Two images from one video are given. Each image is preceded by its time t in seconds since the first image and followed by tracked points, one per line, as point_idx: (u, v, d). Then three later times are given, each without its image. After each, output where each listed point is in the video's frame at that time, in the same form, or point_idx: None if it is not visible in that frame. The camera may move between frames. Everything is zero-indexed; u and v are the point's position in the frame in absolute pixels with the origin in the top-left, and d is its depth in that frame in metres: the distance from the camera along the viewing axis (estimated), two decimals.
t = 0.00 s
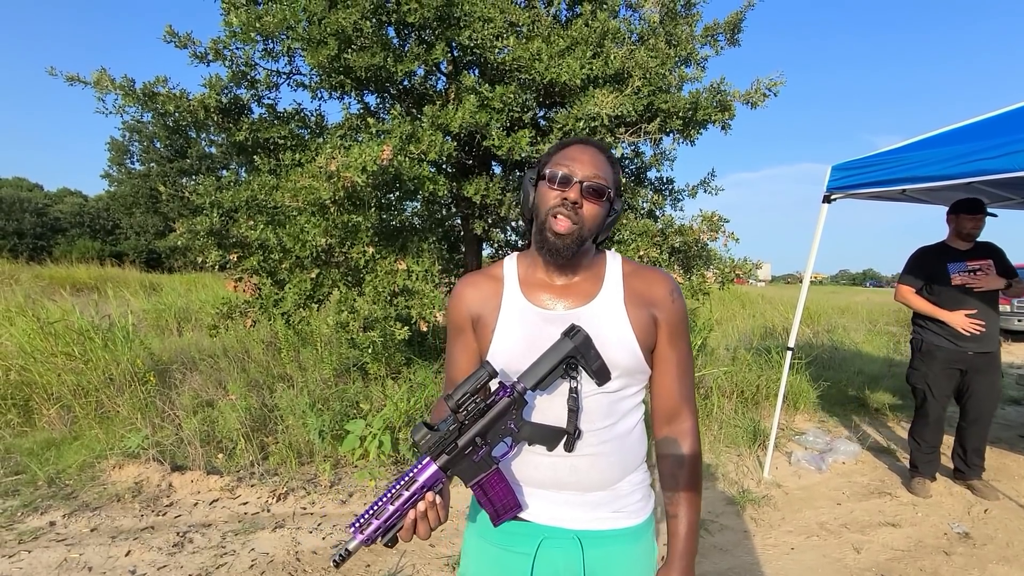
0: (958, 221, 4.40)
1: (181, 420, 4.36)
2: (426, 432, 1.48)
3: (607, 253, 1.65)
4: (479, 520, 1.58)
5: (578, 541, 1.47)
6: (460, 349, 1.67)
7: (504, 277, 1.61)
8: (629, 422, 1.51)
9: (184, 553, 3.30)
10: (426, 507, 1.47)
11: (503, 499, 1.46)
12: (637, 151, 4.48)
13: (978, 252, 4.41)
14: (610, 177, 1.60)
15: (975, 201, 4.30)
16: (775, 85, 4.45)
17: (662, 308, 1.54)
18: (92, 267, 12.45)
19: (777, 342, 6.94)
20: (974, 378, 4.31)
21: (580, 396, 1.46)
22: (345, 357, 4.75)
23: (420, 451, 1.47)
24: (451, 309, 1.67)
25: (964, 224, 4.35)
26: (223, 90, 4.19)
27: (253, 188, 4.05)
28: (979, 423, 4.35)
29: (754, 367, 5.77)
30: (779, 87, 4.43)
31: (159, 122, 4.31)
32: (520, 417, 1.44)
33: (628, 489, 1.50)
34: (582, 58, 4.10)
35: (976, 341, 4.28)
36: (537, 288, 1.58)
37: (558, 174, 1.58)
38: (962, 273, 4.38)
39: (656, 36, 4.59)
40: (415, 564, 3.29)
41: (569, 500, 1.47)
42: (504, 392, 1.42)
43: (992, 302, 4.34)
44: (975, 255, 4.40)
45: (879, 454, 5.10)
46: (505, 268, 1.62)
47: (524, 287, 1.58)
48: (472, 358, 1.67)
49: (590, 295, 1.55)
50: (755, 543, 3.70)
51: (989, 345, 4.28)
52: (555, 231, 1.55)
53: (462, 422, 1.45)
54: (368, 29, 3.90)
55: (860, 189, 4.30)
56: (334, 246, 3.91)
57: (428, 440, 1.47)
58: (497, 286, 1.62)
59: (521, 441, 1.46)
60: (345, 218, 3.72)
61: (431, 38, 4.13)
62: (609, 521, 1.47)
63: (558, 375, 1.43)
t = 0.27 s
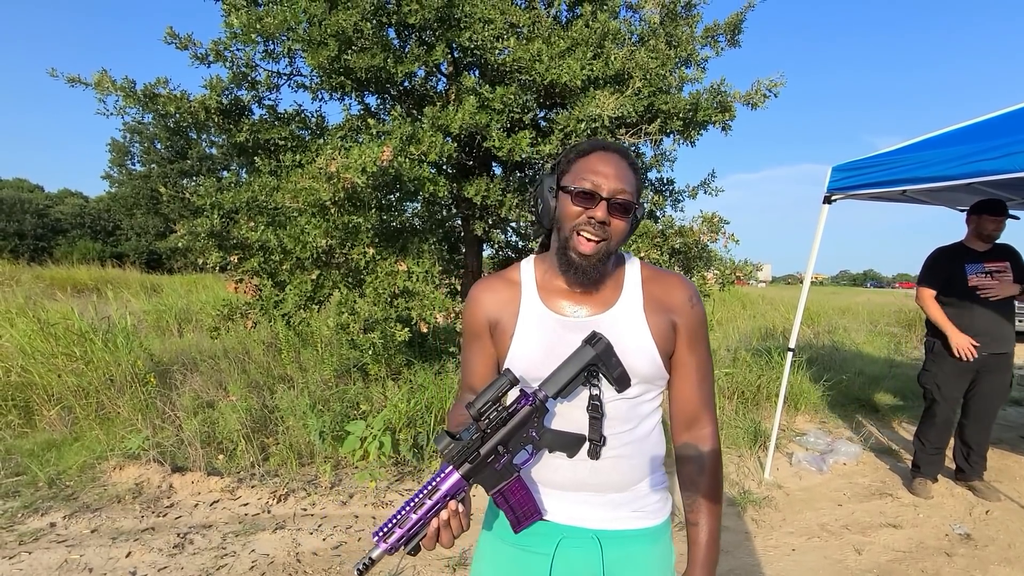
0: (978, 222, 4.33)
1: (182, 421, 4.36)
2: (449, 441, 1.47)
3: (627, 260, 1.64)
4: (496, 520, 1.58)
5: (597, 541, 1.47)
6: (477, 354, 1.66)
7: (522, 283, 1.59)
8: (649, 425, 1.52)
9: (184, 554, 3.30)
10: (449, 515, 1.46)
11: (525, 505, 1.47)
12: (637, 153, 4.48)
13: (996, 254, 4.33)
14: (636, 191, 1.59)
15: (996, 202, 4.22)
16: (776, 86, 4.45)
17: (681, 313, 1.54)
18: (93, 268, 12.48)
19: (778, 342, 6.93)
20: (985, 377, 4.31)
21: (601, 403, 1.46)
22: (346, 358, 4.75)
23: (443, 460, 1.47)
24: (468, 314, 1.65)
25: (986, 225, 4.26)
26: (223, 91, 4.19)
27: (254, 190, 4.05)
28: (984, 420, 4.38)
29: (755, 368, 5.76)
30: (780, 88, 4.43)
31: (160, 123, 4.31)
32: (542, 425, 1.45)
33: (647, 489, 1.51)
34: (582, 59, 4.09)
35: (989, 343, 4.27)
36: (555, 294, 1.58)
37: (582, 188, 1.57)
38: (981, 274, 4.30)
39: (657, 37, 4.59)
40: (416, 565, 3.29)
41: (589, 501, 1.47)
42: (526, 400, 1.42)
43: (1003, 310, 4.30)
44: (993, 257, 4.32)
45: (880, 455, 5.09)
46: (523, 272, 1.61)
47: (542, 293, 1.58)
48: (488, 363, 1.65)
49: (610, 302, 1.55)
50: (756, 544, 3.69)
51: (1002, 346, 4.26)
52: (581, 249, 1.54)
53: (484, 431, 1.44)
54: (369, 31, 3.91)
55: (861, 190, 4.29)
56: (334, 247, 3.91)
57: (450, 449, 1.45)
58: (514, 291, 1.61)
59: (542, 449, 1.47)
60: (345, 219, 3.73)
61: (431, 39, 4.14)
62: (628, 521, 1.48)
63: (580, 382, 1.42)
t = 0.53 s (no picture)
0: (996, 225, 4.27)
1: (182, 423, 4.36)
2: (457, 454, 1.43)
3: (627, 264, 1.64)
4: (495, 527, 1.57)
5: (601, 542, 1.48)
6: (472, 359, 1.65)
7: (522, 290, 1.58)
8: (648, 426, 1.54)
9: (184, 556, 3.30)
10: (459, 530, 1.42)
11: (532, 514, 1.47)
12: (637, 154, 4.48)
13: (1011, 257, 4.26)
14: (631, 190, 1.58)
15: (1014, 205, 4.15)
16: (776, 87, 4.45)
17: (679, 315, 1.56)
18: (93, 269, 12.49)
19: (779, 344, 6.93)
20: (988, 377, 4.32)
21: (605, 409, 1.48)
22: (346, 359, 4.75)
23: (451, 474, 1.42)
24: (465, 318, 1.65)
25: (1004, 227, 4.21)
26: (224, 93, 4.19)
27: (255, 191, 4.05)
28: (983, 419, 4.38)
29: (756, 370, 5.76)
30: (780, 90, 4.43)
31: (161, 125, 4.31)
32: (549, 432, 1.45)
33: (646, 488, 1.54)
34: (582, 61, 4.09)
35: (994, 345, 4.25)
36: (555, 299, 1.58)
37: (584, 202, 1.53)
38: (990, 277, 4.28)
39: (657, 39, 4.59)
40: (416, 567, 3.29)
41: (593, 502, 1.48)
42: (533, 409, 1.42)
43: (1009, 316, 4.26)
44: (1006, 260, 4.25)
45: (881, 457, 5.08)
46: (521, 278, 1.61)
47: (541, 298, 1.58)
48: (485, 369, 1.64)
49: (610, 307, 1.55)
50: (757, 546, 3.69)
51: (1008, 349, 4.24)
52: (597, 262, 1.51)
53: (492, 442, 1.43)
54: (369, 32, 3.91)
55: (862, 191, 4.29)
56: (335, 249, 3.91)
57: (460, 462, 1.42)
58: (512, 295, 1.60)
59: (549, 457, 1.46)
60: (346, 221, 3.73)
61: (431, 41, 4.14)
62: (630, 520, 1.50)
63: (586, 390, 1.44)
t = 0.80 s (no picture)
0: (1009, 227, 4.21)
1: (183, 426, 4.37)
2: (434, 459, 1.40)
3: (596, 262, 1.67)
4: (472, 530, 1.57)
5: (577, 544, 1.49)
6: (445, 364, 1.62)
7: (495, 294, 1.57)
8: (621, 427, 1.57)
9: (186, 559, 3.30)
10: (437, 536, 1.40)
11: (510, 517, 1.46)
12: (638, 156, 4.48)
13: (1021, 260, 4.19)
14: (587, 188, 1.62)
15: None
16: (775, 89, 4.45)
17: (648, 310, 1.61)
18: (95, 272, 12.49)
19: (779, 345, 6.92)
20: (992, 378, 4.31)
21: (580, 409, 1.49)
22: (347, 361, 4.75)
23: (428, 479, 1.40)
24: (437, 324, 1.62)
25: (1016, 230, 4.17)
26: (225, 96, 4.20)
27: (256, 194, 4.05)
28: (985, 419, 4.38)
29: (756, 371, 5.76)
30: (779, 91, 4.43)
31: (162, 128, 4.32)
32: (526, 434, 1.45)
33: (621, 489, 1.56)
34: (583, 63, 4.10)
35: (997, 347, 4.24)
36: (526, 300, 1.58)
37: (554, 205, 1.54)
38: (995, 278, 4.24)
39: (656, 41, 4.59)
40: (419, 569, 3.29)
41: (569, 503, 1.50)
42: (510, 412, 1.43)
43: (1014, 319, 4.23)
44: (1015, 263, 4.19)
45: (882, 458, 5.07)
46: (493, 281, 1.60)
47: (515, 301, 1.57)
48: (458, 372, 1.62)
49: (584, 307, 1.56)
50: (758, 548, 3.68)
51: (1011, 351, 4.23)
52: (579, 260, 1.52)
53: (469, 445, 1.41)
54: (370, 35, 3.91)
55: (862, 194, 4.29)
56: (335, 251, 3.92)
57: (437, 467, 1.39)
58: (486, 299, 1.59)
59: (526, 459, 1.47)
60: (346, 223, 3.74)
61: (432, 44, 4.15)
62: (606, 521, 1.51)
63: (561, 391, 1.44)
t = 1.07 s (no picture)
0: (1009, 227, 4.21)
1: (184, 426, 4.37)
2: (413, 453, 1.45)
3: (579, 257, 1.66)
4: (465, 528, 1.59)
5: (568, 542, 1.50)
6: (438, 365, 1.66)
7: (479, 295, 1.59)
8: (612, 427, 1.55)
9: (188, 559, 3.30)
10: (417, 529, 1.45)
11: (495, 514, 1.48)
12: (639, 156, 4.48)
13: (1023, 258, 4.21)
14: (554, 188, 1.58)
15: None
16: (776, 89, 4.45)
17: (637, 309, 1.57)
18: (97, 274, 12.52)
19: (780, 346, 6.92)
20: (996, 378, 4.30)
21: (560, 407, 1.49)
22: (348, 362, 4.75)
23: (407, 473, 1.44)
24: (429, 325, 1.65)
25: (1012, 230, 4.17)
26: (227, 97, 4.21)
27: (258, 195, 4.06)
28: (989, 421, 4.37)
29: (756, 371, 5.75)
30: (780, 91, 4.43)
31: (164, 130, 4.33)
32: (507, 431, 1.47)
33: (613, 489, 1.55)
34: (584, 64, 4.10)
35: (1005, 347, 4.21)
36: (515, 301, 1.59)
37: (508, 215, 1.54)
38: (1000, 277, 4.24)
39: (657, 42, 4.60)
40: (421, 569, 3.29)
41: (557, 502, 1.50)
42: (488, 408, 1.44)
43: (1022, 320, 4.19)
44: (1017, 262, 4.21)
45: (884, 459, 5.07)
46: (478, 283, 1.61)
47: (501, 301, 1.58)
48: (451, 374, 1.65)
49: (568, 305, 1.56)
50: (760, 549, 3.68)
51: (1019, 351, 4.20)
52: (538, 269, 1.52)
53: (448, 441, 1.44)
54: (372, 37, 3.92)
55: (864, 194, 4.29)
56: (337, 252, 3.93)
57: (414, 461, 1.44)
58: (474, 300, 1.60)
59: (508, 455, 1.49)
60: (348, 224, 3.74)
61: (433, 45, 4.16)
62: (597, 521, 1.51)
63: (540, 387, 1.44)
